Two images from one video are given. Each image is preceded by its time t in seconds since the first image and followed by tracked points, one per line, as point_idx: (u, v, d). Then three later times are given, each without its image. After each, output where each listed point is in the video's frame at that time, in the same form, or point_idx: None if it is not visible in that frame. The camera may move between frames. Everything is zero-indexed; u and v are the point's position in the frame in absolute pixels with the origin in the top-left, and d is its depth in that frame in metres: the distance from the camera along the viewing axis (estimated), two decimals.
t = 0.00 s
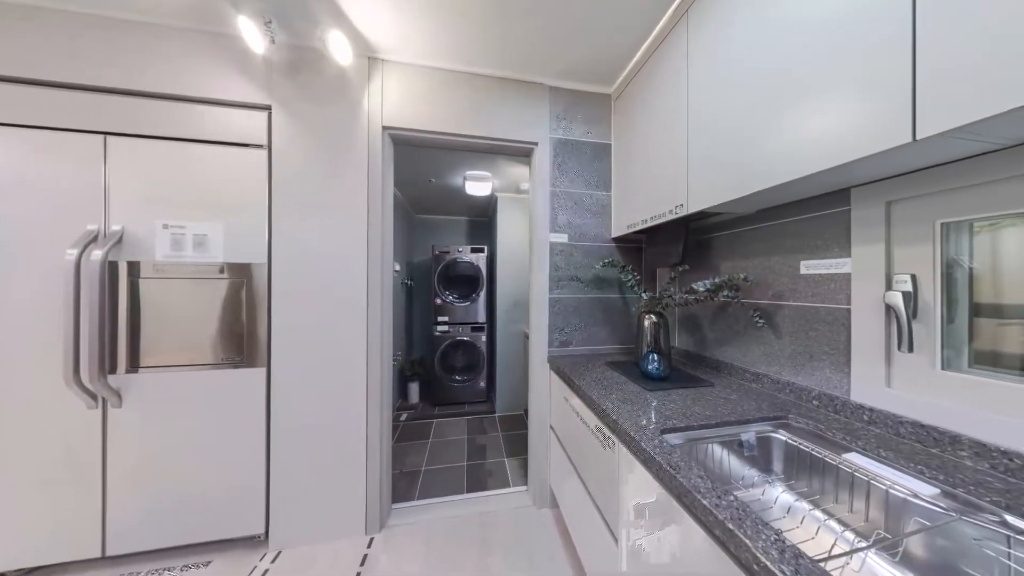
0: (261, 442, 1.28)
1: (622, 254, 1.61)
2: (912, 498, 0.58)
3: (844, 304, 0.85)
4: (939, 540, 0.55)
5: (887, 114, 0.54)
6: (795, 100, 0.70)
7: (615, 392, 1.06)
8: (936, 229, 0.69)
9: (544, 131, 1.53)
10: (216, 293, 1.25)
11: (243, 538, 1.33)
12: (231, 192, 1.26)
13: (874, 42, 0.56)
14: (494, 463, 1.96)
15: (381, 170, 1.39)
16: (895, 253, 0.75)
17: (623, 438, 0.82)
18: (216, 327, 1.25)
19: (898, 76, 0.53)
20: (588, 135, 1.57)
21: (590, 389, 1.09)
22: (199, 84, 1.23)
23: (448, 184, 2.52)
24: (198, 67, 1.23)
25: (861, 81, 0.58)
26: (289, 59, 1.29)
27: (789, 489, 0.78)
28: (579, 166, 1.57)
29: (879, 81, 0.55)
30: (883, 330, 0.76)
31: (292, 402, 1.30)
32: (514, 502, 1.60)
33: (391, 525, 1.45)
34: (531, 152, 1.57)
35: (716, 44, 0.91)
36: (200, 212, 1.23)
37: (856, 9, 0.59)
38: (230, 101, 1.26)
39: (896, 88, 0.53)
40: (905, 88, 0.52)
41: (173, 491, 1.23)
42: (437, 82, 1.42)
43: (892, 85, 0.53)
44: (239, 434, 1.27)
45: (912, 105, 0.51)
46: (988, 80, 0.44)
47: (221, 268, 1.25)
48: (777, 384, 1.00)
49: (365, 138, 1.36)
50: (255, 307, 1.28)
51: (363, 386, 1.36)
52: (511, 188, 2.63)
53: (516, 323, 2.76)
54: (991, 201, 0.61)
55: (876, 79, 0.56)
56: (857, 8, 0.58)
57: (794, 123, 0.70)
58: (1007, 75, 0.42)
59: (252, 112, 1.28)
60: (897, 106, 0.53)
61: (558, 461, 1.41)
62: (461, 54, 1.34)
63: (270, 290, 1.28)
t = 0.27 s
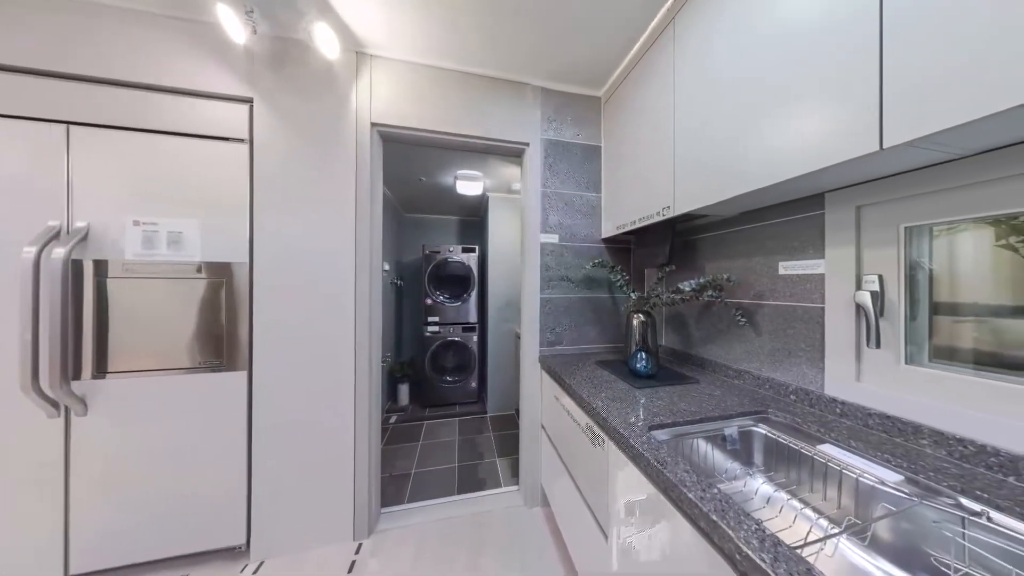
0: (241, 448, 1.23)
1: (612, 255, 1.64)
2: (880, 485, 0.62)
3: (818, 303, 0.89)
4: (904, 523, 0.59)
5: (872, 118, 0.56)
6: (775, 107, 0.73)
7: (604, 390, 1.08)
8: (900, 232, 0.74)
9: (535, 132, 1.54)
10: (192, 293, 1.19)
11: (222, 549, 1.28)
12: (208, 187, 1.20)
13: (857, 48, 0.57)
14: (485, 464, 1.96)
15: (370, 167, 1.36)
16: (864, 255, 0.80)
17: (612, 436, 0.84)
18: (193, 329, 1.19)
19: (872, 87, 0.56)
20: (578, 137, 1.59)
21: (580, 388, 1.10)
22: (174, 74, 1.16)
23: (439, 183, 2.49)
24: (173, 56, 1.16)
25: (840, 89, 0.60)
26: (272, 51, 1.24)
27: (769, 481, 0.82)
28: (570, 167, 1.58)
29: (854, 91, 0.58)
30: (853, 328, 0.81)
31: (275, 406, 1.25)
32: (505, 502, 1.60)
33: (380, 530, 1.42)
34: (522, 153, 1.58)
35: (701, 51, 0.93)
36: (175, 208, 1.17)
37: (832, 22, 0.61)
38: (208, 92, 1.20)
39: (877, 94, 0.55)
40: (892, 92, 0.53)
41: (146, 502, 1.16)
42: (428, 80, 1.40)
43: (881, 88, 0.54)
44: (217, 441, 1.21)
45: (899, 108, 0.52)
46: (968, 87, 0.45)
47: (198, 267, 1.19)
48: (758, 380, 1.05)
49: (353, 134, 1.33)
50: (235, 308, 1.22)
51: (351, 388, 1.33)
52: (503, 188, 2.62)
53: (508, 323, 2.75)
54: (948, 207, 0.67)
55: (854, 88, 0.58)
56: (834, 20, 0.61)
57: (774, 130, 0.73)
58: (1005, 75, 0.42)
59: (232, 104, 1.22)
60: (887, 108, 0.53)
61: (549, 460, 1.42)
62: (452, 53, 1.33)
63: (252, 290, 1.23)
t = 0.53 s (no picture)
0: (220, 456, 1.17)
1: (601, 255, 1.66)
2: (851, 474, 0.66)
3: (794, 302, 0.94)
4: (872, 509, 0.63)
5: (865, 119, 0.56)
6: (759, 112, 0.75)
7: (595, 389, 1.10)
8: (868, 236, 0.79)
9: (527, 132, 1.54)
10: (166, 294, 1.12)
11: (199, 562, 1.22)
12: (183, 181, 1.13)
13: (843, 53, 0.59)
14: (476, 465, 1.95)
15: (358, 164, 1.33)
16: (837, 256, 0.84)
17: (602, 433, 0.85)
18: (168, 332, 1.13)
19: (846, 97, 0.58)
20: (569, 138, 1.61)
21: (570, 387, 1.12)
22: (146, 62, 1.10)
23: (430, 182, 2.46)
24: (144, 42, 1.10)
25: (826, 93, 0.62)
26: (253, 41, 1.19)
27: (751, 473, 0.85)
28: (560, 168, 1.60)
29: (831, 99, 0.61)
30: (826, 326, 0.86)
31: (257, 411, 1.20)
32: (496, 503, 1.60)
33: (368, 535, 1.39)
34: (513, 153, 1.58)
35: (688, 56, 0.96)
36: (147, 202, 1.10)
37: (813, 30, 0.64)
38: (183, 82, 1.14)
39: (867, 96, 0.55)
40: (871, 99, 0.55)
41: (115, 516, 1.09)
42: (418, 77, 1.38)
43: (874, 89, 0.54)
44: (193, 449, 1.15)
45: (896, 109, 0.52)
46: (961, 89, 0.46)
47: (173, 266, 1.13)
48: (740, 376, 1.09)
49: (340, 130, 1.29)
50: (213, 309, 1.17)
51: (338, 391, 1.29)
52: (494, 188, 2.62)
53: (499, 323, 2.75)
54: (909, 212, 0.72)
55: (839, 92, 0.60)
56: (816, 28, 0.63)
57: (759, 134, 0.75)
58: (1007, 75, 0.42)
59: (209, 96, 1.17)
60: (884, 108, 0.53)
61: (540, 459, 1.42)
62: (443, 51, 1.32)
63: (232, 290, 1.18)
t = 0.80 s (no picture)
0: (196, 465, 1.12)
1: (592, 255, 1.68)
2: (824, 464, 0.70)
3: (773, 301, 0.98)
4: (844, 497, 0.66)
5: (861, 121, 0.56)
6: (741, 119, 0.78)
7: (585, 387, 1.11)
8: (841, 238, 0.83)
9: (518, 133, 1.55)
10: (137, 294, 1.06)
11: None
12: (156, 175, 1.07)
13: (830, 59, 0.60)
14: (467, 466, 1.94)
15: (345, 161, 1.29)
16: (813, 258, 0.89)
17: (592, 431, 0.86)
18: (139, 335, 1.07)
19: (820, 107, 0.62)
20: (559, 140, 1.62)
21: (561, 386, 1.13)
22: (114, 48, 1.03)
23: (420, 181, 2.43)
24: (112, 26, 1.03)
25: (814, 97, 0.63)
26: (233, 30, 1.14)
27: (733, 466, 0.88)
28: (551, 169, 1.61)
29: (807, 109, 0.64)
30: (803, 324, 0.90)
31: (237, 417, 1.15)
32: (487, 503, 1.60)
33: (356, 541, 1.36)
34: (505, 153, 1.58)
35: (677, 61, 0.98)
36: (115, 197, 1.04)
37: (798, 39, 0.66)
38: (156, 71, 1.08)
39: (858, 100, 0.56)
40: (843, 110, 0.58)
41: (78, 532, 1.02)
42: (409, 74, 1.36)
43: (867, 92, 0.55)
44: (166, 459, 1.09)
45: (880, 115, 0.53)
46: (951, 92, 0.46)
47: (144, 265, 1.07)
48: (723, 372, 1.13)
49: (326, 125, 1.25)
50: (189, 309, 1.11)
51: (324, 394, 1.25)
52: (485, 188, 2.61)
53: (490, 323, 2.74)
54: (877, 217, 0.76)
55: (820, 100, 0.62)
56: (800, 37, 0.65)
57: (743, 139, 0.78)
58: (1007, 75, 0.42)
59: (185, 86, 1.11)
60: (879, 110, 0.53)
61: (531, 458, 1.43)
62: (433, 48, 1.30)
63: (210, 290, 1.13)
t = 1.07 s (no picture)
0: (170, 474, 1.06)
1: (582, 255, 1.70)
2: (801, 456, 0.73)
3: (754, 300, 1.02)
4: (818, 486, 0.70)
5: (845, 127, 0.57)
6: (723, 125, 0.81)
7: (575, 386, 1.13)
8: (815, 240, 0.87)
9: (509, 133, 1.55)
10: (104, 295, 0.99)
11: None
12: (125, 168, 1.01)
13: (813, 66, 0.62)
14: (458, 467, 1.92)
15: (332, 157, 1.25)
16: (790, 259, 0.93)
17: (582, 429, 0.87)
18: (107, 338, 1.00)
19: (796, 115, 0.65)
20: (550, 140, 1.63)
21: (552, 385, 1.14)
22: (78, 32, 0.97)
23: (410, 179, 2.39)
24: (74, 8, 0.96)
25: (798, 103, 0.64)
26: (211, 18, 1.09)
27: (717, 460, 0.91)
28: (542, 170, 1.62)
29: (784, 117, 0.67)
30: (781, 322, 0.94)
31: (215, 423, 1.10)
32: (479, 504, 1.59)
33: (343, 548, 1.32)
34: (496, 153, 1.58)
35: (665, 64, 0.99)
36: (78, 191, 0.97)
37: (776, 49, 0.69)
38: (125, 58, 1.01)
39: (836, 108, 0.58)
40: (817, 119, 0.61)
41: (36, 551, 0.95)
42: (398, 70, 1.34)
43: (850, 99, 0.57)
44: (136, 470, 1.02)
45: (851, 124, 0.57)
46: (921, 102, 0.49)
47: (112, 264, 1.00)
48: (707, 369, 1.17)
49: (312, 120, 1.21)
50: (162, 311, 1.05)
51: (309, 398, 1.21)
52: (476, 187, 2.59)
53: (481, 323, 2.73)
54: (848, 221, 0.81)
55: (796, 109, 0.65)
56: (783, 44, 0.67)
57: (725, 144, 0.80)
58: (964, 89, 0.45)
59: (158, 75, 1.05)
60: (861, 117, 0.55)
61: (523, 457, 1.44)
62: (424, 45, 1.29)
63: (186, 291, 1.07)
